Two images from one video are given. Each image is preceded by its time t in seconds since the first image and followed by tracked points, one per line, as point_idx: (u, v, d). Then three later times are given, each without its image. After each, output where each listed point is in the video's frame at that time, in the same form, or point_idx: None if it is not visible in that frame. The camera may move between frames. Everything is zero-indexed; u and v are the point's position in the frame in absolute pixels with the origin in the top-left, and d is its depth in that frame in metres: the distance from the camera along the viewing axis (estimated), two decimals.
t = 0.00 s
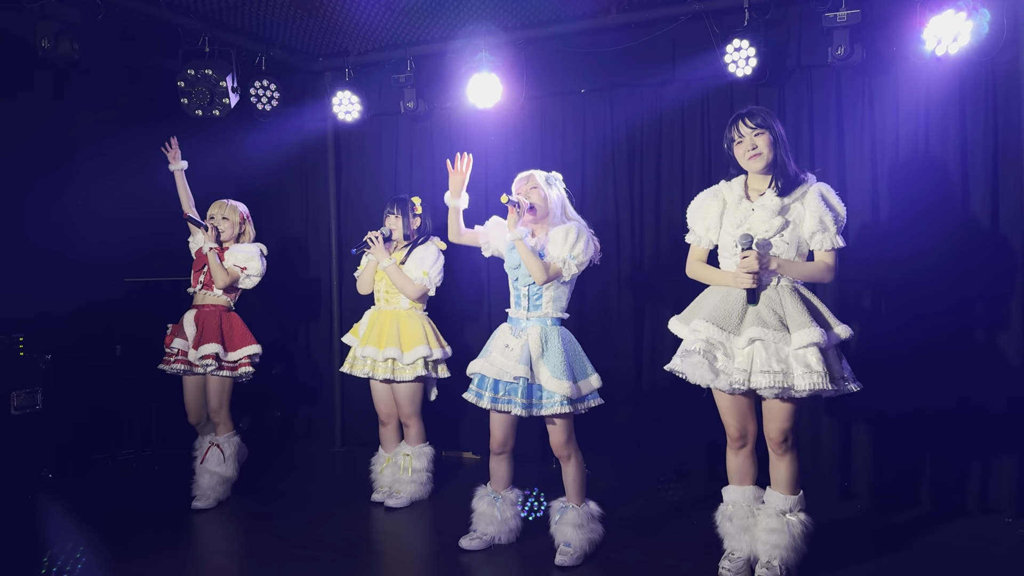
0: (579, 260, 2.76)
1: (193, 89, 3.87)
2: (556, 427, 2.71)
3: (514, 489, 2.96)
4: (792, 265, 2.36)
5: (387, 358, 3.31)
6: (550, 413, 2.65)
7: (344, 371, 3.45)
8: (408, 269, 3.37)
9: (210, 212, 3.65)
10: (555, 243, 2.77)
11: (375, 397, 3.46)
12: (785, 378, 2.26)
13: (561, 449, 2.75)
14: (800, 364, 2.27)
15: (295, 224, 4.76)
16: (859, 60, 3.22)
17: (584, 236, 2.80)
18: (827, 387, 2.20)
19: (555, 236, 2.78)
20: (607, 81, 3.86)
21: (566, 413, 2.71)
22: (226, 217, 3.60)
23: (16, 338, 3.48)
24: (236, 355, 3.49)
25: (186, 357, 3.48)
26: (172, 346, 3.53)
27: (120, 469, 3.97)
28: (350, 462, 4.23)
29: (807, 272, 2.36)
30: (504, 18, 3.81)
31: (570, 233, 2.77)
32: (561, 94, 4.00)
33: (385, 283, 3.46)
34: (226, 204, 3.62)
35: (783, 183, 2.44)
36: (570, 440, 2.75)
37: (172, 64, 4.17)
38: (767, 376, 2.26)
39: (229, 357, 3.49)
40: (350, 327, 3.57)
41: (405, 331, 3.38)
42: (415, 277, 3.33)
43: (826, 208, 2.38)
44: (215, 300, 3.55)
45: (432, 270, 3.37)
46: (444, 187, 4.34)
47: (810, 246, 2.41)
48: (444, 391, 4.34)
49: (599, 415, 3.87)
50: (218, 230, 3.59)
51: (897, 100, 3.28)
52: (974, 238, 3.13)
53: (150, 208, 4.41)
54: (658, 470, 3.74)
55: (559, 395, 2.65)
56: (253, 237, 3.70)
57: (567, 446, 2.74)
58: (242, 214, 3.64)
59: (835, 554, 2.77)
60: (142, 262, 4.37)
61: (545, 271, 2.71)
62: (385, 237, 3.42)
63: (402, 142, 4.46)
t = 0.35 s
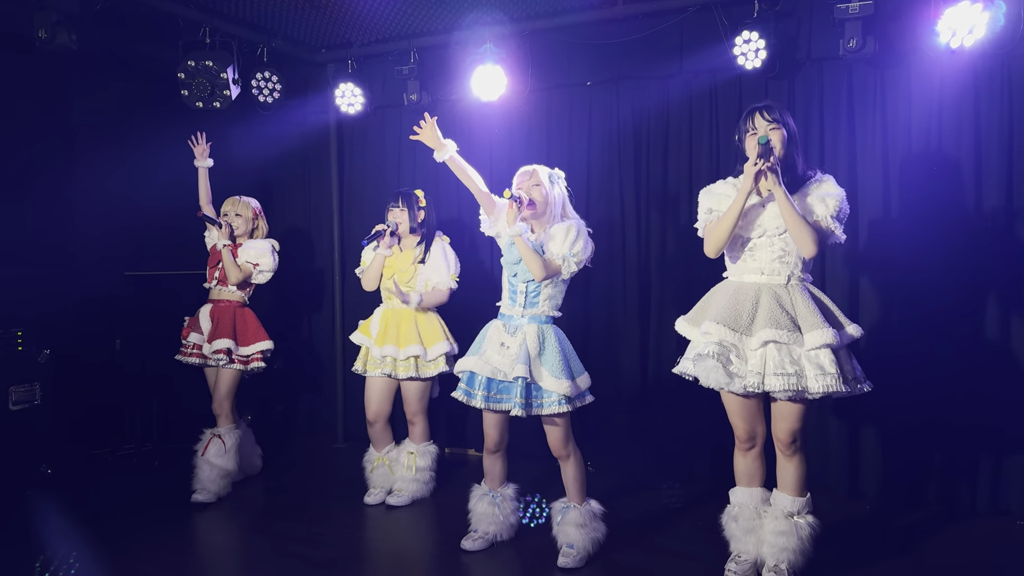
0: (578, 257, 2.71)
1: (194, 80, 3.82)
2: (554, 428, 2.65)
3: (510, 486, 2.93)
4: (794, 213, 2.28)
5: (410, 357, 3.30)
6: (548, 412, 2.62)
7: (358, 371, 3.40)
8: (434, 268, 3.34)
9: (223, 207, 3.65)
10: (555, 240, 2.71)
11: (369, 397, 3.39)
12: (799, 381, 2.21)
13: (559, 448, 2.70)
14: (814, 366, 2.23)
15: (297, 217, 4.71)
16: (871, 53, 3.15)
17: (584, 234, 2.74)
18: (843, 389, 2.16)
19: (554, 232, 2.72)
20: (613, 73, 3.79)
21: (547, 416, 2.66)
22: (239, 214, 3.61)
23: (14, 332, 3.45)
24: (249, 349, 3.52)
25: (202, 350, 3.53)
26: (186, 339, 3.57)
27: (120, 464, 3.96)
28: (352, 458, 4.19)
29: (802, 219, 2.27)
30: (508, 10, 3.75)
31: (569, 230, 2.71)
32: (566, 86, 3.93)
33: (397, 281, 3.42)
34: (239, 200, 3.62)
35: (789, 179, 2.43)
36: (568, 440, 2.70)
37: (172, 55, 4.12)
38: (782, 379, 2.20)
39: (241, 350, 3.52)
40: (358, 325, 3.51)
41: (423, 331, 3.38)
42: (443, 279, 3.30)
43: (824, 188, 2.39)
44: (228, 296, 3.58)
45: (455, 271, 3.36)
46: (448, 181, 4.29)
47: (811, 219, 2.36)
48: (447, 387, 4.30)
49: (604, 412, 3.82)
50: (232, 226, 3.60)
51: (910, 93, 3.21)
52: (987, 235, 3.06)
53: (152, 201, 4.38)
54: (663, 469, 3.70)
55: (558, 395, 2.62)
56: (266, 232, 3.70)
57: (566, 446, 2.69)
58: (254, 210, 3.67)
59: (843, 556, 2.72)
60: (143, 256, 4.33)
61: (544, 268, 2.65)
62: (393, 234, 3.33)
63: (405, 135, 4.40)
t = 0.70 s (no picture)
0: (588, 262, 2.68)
1: (190, 76, 3.75)
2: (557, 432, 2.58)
3: (511, 492, 2.86)
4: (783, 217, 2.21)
5: (409, 359, 3.23)
6: (555, 417, 2.55)
7: (354, 372, 3.34)
8: (440, 270, 3.30)
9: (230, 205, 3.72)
10: (564, 241, 2.66)
11: (370, 396, 3.31)
12: (793, 387, 2.14)
13: (563, 455, 2.63)
14: (809, 373, 2.16)
15: (296, 214, 4.64)
16: (882, 51, 3.08)
17: (593, 238, 2.71)
18: (835, 398, 2.08)
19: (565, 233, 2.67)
20: (618, 70, 3.72)
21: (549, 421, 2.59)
22: (248, 211, 3.67)
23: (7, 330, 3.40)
24: (261, 349, 3.62)
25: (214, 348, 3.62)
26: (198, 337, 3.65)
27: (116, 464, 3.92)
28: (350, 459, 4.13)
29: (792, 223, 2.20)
30: (511, 5, 3.68)
31: (581, 233, 2.68)
32: (570, 83, 3.86)
33: (397, 281, 3.36)
34: (247, 198, 3.69)
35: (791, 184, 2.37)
36: (572, 447, 2.63)
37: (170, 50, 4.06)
38: (773, 385, 2.14)
39: (255, 351, 3.62)
40: (355, 326, 3.44)
41: (423, 332, 3.32)
42: (451, 280, 3.28)
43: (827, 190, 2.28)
44: (238, 294, 3.66)
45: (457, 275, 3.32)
46: (448, 179, 4.22)
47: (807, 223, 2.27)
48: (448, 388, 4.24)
49: (606, 415, 3.76)
50: (240, 223, 3.67)
51: (922, 92, 3.13)
52: (1000, 239, 2.99)
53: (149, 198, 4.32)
54: (666, 473, 3.63)
55: (565, 399, 2.55)
56: (273, 230, 3.79)
57: (569, 453, 2.62)
58: (263, 207, 3.74)
59: (849, 566, 2.66)
60: (139, 253, 4.28)
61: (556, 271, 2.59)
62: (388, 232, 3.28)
63: (405, 132, 4.33)
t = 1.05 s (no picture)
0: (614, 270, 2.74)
1: (212, 89, 3.85)
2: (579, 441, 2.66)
3: (524, 502, 2.91)
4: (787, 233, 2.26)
5: (418, 367, 3.29)
6: (592, 424, 2.61)
7: (365, 380, 3.41)
8: (447, 280, 3.32)
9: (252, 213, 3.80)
10: (590, 250, 2.71)
11: (382, 406, 3.38)
12: (803, 395, 2.17)
13: (582, 461, 2.68)
14: (819, 382, 2.18)
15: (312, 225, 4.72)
16: (891, 65, 3.11)
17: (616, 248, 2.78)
18: (846, 406, 2.11)
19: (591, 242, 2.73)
20: (630, 84, 3.77)
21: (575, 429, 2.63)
22: (268, 217, 3.76)
23: (31, 337, 3.49)
24: (306, 350, 3.80)
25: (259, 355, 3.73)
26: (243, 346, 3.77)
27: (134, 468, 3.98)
28: (363, 466, 4.19)
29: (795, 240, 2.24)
30: (525, 21, 3.75)
31: (606, 244, 2.74)
32: (583, 97, 3.92)
33: (406, 290, 3.42)
34: (265, 204, 3.78)
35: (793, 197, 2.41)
36: (593, 454, 2.69)
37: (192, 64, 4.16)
38: (784, 393, 2.17)
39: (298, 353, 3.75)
40: (366, 334, 3.51)
41: (432, 339, 3.38)
42: (454, 291, 3.29)
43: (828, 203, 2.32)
44: (275, 303, 3.75)
45: (464, 284, 3.34)
46: (462, 191, 4.28)
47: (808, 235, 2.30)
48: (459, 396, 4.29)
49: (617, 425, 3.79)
50: (262, 229, 3.75)
51: (932, 106, 3.16)
52: (1009, 253, 3.01)
53: (170, 207, 4.42)
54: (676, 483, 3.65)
55: (601, 406, 2.61)
56: (294, 233, 3.86)
57: (588, 461, 2.67)
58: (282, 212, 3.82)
59: None
60: (160, 261, 4.37)
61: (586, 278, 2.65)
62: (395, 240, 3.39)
63: (420, 144, 4.41)
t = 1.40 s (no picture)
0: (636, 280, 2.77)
1: (235, 107, 3.95)
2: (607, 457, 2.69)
3: (546, 519, 2.91)
4: (820, 275, 2.26)
5: (420, 379, 3.35)
6: (627, 438, 2.65)
7: (374, 390, 3.49)
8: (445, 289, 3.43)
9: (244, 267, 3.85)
10: (610, 262, 2.78)
11: (399, 414, 3.49)
12: (823, 416, 2.23)
13: (608, 475, 2.72)
14: (838, 402, 2.23)
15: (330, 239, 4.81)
16: (901, 84, 3.15)
17: (637, 257, 2.82)
18: (866, 425, 2.17)
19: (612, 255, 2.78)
20: (642, 102, 3.83)
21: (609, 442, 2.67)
22: (257, 275, 3.80)
23: (57, 347, 3.58)
24: (337, 360, 3.87)
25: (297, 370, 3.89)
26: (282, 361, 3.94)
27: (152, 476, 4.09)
28: (379, 476, 4.25)
29: (831, 282, 2.26)
30: (540, 40, 3.83)
31: (626, 255, 2.79)
32: (596, 114, 3.98)
33: (411, 302, 3.51)
34: (251, 263, 3.79)
35: (813, 214, 2.41)
36: (619, 468, 2.72)
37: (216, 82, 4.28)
38: (805, 416, 2.23)
39: (333, 363, 3.87)
40: (376, 346, 3.62)
41: (435, 351, 3.44)
42: (453, 297, 3.38)
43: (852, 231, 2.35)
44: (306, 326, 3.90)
45: (466, 290, 3.43)
46: (477, 205, 4.35)
47: (834, 265, 2.33)
48: (474, 408, 4.34)
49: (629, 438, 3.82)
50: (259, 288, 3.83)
51: (942, 123, 3.20)
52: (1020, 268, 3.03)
53: (192, 221, 4.52)
54: (688, 496, 3.68)
55: (634, 419, 2.64)
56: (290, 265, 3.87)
57: (615, 474, 2.71)
58: (270, 262, 3.81)
59: None
60: (182, 274, 4.47)
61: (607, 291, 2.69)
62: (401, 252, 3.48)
63: (437, 160, 4.49)
